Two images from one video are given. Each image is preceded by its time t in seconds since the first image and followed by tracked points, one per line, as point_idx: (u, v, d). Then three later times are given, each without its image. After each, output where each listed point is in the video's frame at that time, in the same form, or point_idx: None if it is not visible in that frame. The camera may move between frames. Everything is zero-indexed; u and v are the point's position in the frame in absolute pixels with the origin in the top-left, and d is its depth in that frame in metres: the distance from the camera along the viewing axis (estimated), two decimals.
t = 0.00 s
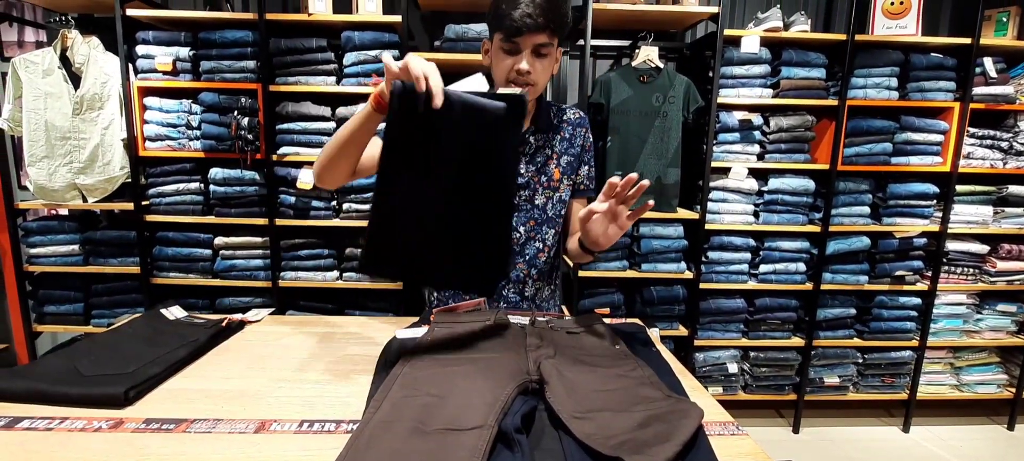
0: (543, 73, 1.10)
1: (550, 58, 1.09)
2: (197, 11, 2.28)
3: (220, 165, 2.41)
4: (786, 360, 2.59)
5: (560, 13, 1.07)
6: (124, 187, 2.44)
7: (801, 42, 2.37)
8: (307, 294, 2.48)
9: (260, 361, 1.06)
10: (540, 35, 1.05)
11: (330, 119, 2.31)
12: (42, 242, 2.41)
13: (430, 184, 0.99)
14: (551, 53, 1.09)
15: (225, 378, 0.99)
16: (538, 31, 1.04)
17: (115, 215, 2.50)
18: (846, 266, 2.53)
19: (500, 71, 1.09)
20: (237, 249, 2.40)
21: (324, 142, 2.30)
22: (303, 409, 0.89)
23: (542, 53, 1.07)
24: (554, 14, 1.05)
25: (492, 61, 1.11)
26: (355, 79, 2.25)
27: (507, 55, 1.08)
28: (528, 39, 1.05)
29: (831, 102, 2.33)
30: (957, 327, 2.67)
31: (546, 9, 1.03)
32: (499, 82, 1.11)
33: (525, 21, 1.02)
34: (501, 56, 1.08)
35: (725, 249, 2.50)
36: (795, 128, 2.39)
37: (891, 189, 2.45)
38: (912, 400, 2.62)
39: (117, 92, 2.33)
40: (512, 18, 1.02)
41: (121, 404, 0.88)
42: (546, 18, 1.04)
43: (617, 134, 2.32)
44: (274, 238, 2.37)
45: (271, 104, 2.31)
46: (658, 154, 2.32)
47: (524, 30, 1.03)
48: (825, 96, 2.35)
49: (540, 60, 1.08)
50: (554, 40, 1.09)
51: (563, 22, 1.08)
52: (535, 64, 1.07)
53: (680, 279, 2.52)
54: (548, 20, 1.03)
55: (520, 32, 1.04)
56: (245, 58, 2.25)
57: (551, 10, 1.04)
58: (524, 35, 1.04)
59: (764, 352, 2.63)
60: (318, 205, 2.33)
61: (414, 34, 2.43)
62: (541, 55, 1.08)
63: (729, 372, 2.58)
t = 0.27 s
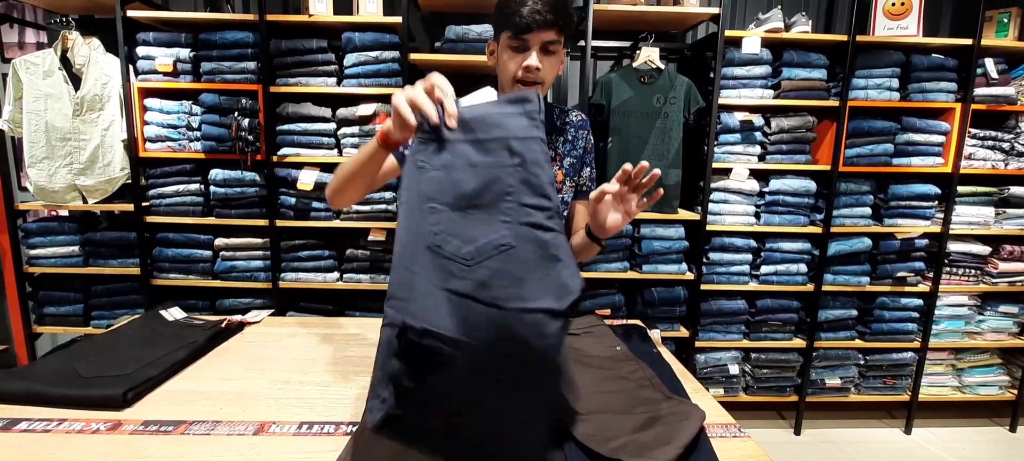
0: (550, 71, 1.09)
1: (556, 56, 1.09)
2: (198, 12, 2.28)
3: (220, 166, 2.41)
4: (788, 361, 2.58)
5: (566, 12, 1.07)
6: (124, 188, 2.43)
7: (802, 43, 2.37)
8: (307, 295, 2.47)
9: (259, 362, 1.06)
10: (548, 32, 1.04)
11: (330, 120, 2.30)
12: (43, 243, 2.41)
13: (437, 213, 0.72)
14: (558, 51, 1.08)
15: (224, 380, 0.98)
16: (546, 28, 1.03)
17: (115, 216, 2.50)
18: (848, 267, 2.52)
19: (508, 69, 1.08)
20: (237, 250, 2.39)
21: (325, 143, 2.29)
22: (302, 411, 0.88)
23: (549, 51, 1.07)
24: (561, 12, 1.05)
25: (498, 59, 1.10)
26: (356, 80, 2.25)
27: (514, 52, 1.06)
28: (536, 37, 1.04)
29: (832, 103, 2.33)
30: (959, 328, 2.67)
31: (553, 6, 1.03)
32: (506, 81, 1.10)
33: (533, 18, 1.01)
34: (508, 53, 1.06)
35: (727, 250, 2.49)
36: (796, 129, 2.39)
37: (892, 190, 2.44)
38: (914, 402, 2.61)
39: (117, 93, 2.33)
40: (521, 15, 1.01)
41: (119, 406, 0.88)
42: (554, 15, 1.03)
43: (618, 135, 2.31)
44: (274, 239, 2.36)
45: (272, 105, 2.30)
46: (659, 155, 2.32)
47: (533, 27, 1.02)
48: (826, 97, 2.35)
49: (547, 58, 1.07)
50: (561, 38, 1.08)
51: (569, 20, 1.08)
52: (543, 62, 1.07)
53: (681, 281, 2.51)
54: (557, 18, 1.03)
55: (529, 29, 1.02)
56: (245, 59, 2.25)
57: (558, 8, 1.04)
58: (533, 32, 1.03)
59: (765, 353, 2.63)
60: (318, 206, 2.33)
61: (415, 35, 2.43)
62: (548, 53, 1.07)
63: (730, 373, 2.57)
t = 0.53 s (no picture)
0: (553, 76, 1.07)
1: (560, 61, 1.06)
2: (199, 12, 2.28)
3: (221, 166, 2.41)
4: (790, 362, 2.58)
5: (569, 14, 1.04)
6: (125, 188, 2.43)
7: (803, 42, 2.37)
8: (308, 295, 2.47)
9: (261, 363, 1.05)
10: (551, 39, 1.01)
11: (331, 120, 2.30)
12: (44, 243, 2.41)
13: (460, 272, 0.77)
14: (562, 56, 1.06)
15: (226, 380, 0.98)
16: (549, 35, 1.01)
17: (116, 216, 2.49)
18: (849, 267, 2.51)
19: (509, 75, 1.07)
20: (238, 250, 2.39)
21: (325, 143, 2.29)
22: (305, 411, 0.88)
23: (552, 56, 1.04)
24: (564, 17, 1.02)
25: (500, 64, 1.08)
26: (357, 80, 2.25)
27: (517, 58, 1.04)
28: (538, 43, 1.01)
29: (834, 103, 2.32)
30: (961, 328, 2.66)
31: (556, 11, 1.00)
32: (507, 86, 1.09)
33: (535, 25, 0.99)
34: (510, 60, 1.04)
35: (728, 250, 2.48)
36: (797, 129, 2.38)
37: (894, 190, 2.44)
38: (916, 403, 2.60)
39: (119, 93, 2.33)
40: (522, 22, 0.99)
41: (121, 406, 0.88)
42: (556, 21, 1.01)
43: (619, 135, 2.31)
44: (275, 238, 2.36)
45: (273, 105, 2.30)
46: (661, 155, 2.32)
47: (535, 33, 1.00)
48: (828, 97, 2.34)
49: (550, 63, 1.05)
50: (564, 42, 1.05)
51: (572, 23, 1.04)
52: (545, 68, 1.05)
53: (682, 281, 2.51)
54: (559, 24, 1.00)
55: (531, 36, 1.00)
56: (246, 59, 2.25)
57: (561, 12, 1.01)
58: (535, 39, 1.01)
59: (766, 353, 2.62)
60: (319, 207, 2.33)
61: (416, 35, 2.43)
62: (551, 58, 1.05)
63: (732, 373, 2.57)
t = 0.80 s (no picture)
0: (529, 77, 1.05)
1: (535, 61, 1.03)
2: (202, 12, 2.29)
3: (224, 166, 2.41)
4: (792, 362, 2.57)
5: (540, 10, 0.99)
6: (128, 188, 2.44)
7: (807, 42, 2.36)
8: (311, 294, 2.47)
9: (263, 361, 1.05)
10: (520, 43, 0.98)
11: (333, 120, 2.30)
12: (47, 242, 2.42)
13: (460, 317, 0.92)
14: (535, 56, 1.02)
15: (229, 378, 0.98)
16: (515, 40, 0.97)
17: (119, 216, 2.50)
18: (852, 267, 2.51)
19: (483, 83, 1.05)
20: (241, 249, 2.39)
21: (328, 142, 2.29)
22: (306, 409, 0.88)
23: (525, 58, 1.01)
24: (534, 17, 0.97)
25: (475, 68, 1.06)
26: (359, 79, 2.25)
27: (489, 64, 1.02)
28: (507, 48, 0.99)
29: (837, 103, 2.31)
30: (965, 328, 2.65)
31: (523, 14, 0.96)
32: (484, 92, 1.08)
33: (502, 32, 0.95)
34: (483, 66, 1.03)
35: (731, 250, 2.48)
36: (800, 129, 2.38)
37: (897, 190, 2.43)
38: (920, 403, 2.59)
39: (121, 92, 2.33)
40: (488, 28, 0.96)
41: (123, 404, 0.88)
42: (524, 24, 0.97)
43: (621, 135, 2.30)
44: (277, 238, 2.37)
45: (275, 105, 2.31)
46: (663, 155, 2.31)
47: (502, 39, 0.97)
48: (831, 97, 2.34)
49: (523, 66, 1.02)
50: (537, 42, 1.01)
51: (543, 20, 1.00)
52: (519, 72, 1.02)
53: (684, 281, 2.51)
54: (526, 25, 0.96)
55: (498, 43, 0.97)
56: (249, 59, 2.25)
57: (529, 12, 0.97)
58: (503, 45, 0.98)
59: (769, 353, 2.62)
60: (321, 206, 2.33)
61: (418, 35, 2.43)
62: (523, 60, 1.02)
63: (734, 373, 2.56)
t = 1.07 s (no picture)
0: (505, 82, 1.03)
1: (509, 64, 1.01)
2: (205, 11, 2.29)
3: (227, 164, 2.42)
4: (794, 361, 2.57)
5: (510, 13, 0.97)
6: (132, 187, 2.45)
7: (810, 41, 2.36)
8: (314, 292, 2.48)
9: (267, 358, 1.06)
10: (492, 50, 0.97)
11: (336, 119, 2.31)
12: (51, 240, 2.43)
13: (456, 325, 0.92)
14: (510, 60, 1.01)
15: (234, 375, 0.99)
16: (485, 49, 0.96)
17: (123, 214, 2.51)
18: (854, 266, 2.51)
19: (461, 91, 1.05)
20: (244, 248, 2.41)
21: (331, 141, 2.30)
22: (310, 406, 0.89)
23: (499, 63, 1.00)
24: (503, 23, 0.96)
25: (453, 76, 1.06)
26: (362, 78, 2.26)
27: (465, 73, 1.02)
28: (479, 56, 0.98)
29: (840, 102, 2.31)
30: (967, 328, 2.65)
31: (492, 21, 0.95)
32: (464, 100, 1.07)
33: (472, 43, 0.95)
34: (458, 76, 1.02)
35: (733, 249, 2.48)
36: (803, 128, 2.38)
37: (900, 189, 2.42)
38: (922, 402, 2.59)
39: (125, 91, 2.35)
40: (457, 39, 0.95)
41: (129, 401, 0.88)
42: (495, 30, 0.95)
43: (623, 134, 2.31)
44: (280, 236, 2.37)
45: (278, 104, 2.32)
46: (665, 154, 2.31)
47: (472, 48, 0.96)
48: (834, 96, 2.33)
49: (498, 72, 1.01)
50: (509, 47, 1.00)
51: (513, 24, 0.98)
52: (494, 78, 1.01)
53: (687, 280, 2.51)
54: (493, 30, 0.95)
55: (468, 53, 0.96)
56: (252, 58, 2.26)
57: (496, 17, 0.95)
58: (474, 54, 0.97)
59: (771, 352, 2.62)
60: (324, 205, 2.34)
61: (420, 34, 2.43)
62: (497, 66, 1.00)
63: (736, 372, 2.57)
